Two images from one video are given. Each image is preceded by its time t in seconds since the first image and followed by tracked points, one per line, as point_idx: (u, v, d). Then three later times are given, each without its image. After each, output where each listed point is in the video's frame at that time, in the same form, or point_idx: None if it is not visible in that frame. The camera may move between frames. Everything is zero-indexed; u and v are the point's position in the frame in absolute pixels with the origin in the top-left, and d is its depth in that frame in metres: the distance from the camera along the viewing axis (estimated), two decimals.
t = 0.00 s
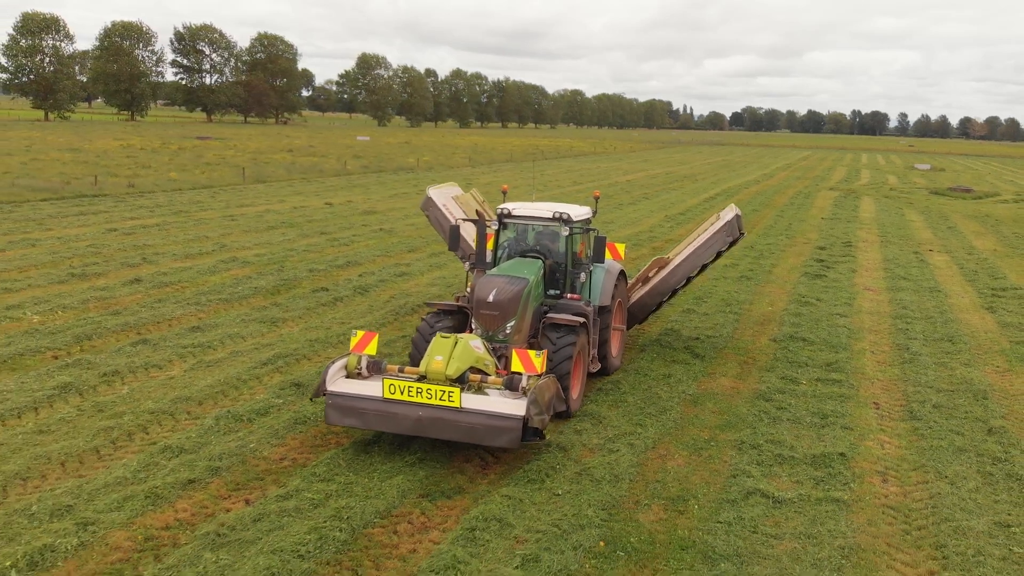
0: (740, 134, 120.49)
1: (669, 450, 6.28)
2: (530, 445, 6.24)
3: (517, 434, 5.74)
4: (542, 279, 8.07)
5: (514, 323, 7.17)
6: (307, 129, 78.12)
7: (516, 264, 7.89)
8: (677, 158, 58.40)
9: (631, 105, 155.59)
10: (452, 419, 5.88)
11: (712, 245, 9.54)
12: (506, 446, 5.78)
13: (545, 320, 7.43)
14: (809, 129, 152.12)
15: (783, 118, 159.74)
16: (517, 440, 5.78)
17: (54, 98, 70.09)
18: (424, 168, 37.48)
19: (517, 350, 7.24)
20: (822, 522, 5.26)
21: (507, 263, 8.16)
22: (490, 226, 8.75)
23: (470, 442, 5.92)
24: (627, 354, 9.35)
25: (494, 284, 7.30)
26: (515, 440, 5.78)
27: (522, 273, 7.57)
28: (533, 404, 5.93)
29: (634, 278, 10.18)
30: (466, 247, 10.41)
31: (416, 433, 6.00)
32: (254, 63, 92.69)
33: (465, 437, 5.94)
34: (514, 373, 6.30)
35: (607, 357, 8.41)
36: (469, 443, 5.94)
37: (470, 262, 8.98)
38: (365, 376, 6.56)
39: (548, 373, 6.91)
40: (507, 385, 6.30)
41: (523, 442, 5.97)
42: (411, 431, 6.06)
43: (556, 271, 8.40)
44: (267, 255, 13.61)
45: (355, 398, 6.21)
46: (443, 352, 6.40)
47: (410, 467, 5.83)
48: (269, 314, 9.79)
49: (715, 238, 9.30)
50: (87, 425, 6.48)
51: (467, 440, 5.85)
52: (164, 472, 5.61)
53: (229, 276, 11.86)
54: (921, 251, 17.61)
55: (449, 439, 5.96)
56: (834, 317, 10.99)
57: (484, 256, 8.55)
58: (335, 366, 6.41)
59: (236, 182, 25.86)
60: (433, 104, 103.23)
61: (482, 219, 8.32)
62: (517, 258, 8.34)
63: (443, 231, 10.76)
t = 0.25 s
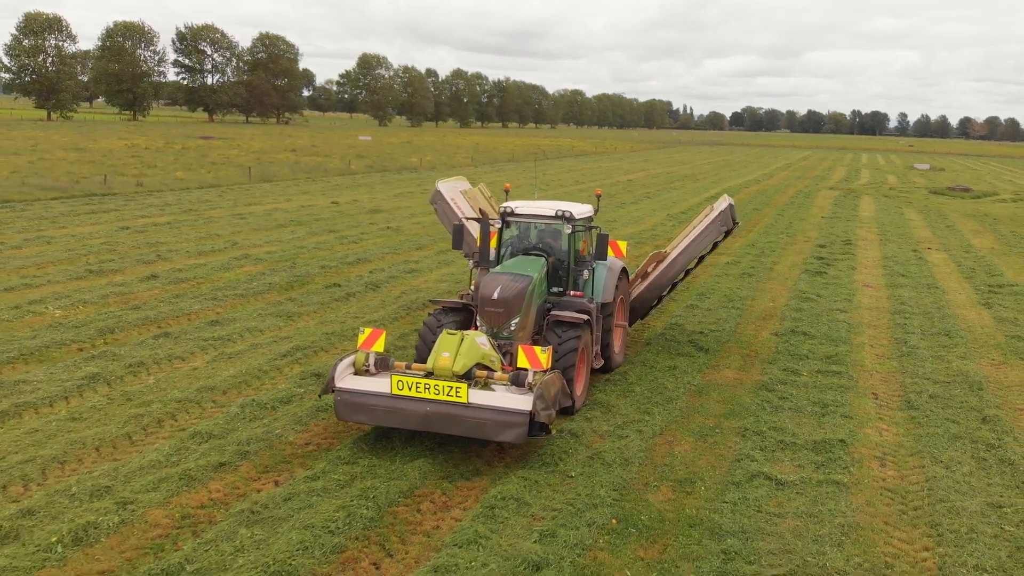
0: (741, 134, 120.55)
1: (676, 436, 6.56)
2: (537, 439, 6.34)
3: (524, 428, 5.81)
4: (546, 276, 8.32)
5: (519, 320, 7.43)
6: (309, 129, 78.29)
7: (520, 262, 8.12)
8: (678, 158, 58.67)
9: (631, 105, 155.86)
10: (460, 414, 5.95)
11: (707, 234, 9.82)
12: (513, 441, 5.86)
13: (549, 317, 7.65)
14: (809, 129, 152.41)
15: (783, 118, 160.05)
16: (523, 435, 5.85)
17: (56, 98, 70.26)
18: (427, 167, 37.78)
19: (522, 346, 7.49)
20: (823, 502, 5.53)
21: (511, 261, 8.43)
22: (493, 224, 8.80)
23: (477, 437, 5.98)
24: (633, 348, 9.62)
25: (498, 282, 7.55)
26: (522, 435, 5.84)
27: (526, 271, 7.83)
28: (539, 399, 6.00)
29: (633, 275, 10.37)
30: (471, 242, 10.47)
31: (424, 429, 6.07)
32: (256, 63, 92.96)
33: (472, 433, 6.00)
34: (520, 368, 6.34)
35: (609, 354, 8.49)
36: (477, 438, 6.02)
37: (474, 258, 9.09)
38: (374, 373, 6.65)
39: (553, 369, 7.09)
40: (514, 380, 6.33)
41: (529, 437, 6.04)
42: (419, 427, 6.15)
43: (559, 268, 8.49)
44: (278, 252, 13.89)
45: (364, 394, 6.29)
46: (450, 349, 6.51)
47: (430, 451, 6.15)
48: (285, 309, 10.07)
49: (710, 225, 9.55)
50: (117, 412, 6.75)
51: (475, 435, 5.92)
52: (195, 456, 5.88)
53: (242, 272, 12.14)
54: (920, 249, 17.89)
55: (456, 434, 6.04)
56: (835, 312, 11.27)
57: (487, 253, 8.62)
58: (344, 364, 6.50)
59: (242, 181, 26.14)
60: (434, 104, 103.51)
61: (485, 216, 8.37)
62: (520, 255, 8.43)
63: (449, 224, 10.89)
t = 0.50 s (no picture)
0: (741, 134, 120.76)
1: (682, 424, 6.86)
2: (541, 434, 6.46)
3: (531, 424, 5.97)
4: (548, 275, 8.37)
5: (523, 318, 7.50)
6: (311, 130, 78.49)
7: (522, 261, 8.20)
8: (679, 157, 58.96)
9: (631, 105, 156.16)
10: (467, 411, 6.08)
11: (702, 225, 10.12)
12: (521, 436, 6.00)
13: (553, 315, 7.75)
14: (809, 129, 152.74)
15: (783, 118, 160.33)
16: (530, 430, 6.00)
17: (59, 98, 70.47)
18: (430, 167, 38.10)
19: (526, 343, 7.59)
20: (823, 484, 5.83)
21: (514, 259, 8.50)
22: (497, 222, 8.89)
23: (484, 433, 6.12)
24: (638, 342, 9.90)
25: (503, 280, 7.59)
26: (529, 430, 6.00)
27: (530, 270, 7.88)
28: (545, 395, 6.15)
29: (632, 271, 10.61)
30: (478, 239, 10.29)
31: (432, 425, 6.20)
32: (258, 63, 93.27)
33: (479, 429, 6.14)
34: (525, 365, 6.56)
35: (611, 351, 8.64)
36: (484, 433, 6.16)
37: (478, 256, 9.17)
38: (381, 371, 6.77)
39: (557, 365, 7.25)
40: (519, 376, 6.54)
41: (536, 432, 6.20)
42: (427, 423, 6.27)
43: (562, 267, 8.58)
44: (289, 250, 14.19)
45: (372, 391, 6.41)
46: (457, 347, 6.77)
47: (448, 438, 6.46)
48: (299, 304, 10.37)
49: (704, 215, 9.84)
50: (146, 400, 7.04)
51: (482, 431, 6.06)
52: (223, 441, 6.16)
53: (256, 269, 12.45)
54: (918, 247, 18.18)
55: (464, 430, 6.17)
56: (834, 308, 11.57)
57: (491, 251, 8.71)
58: (352, 362, 6.61)
59: (249, 181, 26.46)
60: (435, 104, 103.82)
61: (488, 215, 8.45)
62: (523, 254, 8.52)
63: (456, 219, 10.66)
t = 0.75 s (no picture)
0: (741, 134, 120.98)
1: (687, 411, 7.17)
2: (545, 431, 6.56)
3: (536, 420, 6.05)
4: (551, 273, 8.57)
5: (527, 316, 7.70)
6: (312, 129, 78.72)
7: (526, 259, 8.38)
8: (680, 156, 59.24)
9: (631, 105, 156.42)
10: (474, 407, 6.16)
11: (695, 217, 10.42)
12: (526, 432, 6.09)
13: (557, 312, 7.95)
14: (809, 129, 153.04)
15: (783, 118, 160.58)
16: (536, 427, 6.07)
17: (62, 98, 70.69)
18: (433, 167, 38.43)
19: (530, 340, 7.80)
20: (822, 466, 6.14)
21: (517, 257, 8.72)
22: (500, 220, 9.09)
23: (491, 429, 6.21)
24: (643, 336, 10.21)
25: (507, 278, 7.82)
26: (535, 427, 6.08)
27: (533, 268, 8.09)
28: (551, 391, 6.25)
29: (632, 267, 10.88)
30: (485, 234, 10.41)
31: (439, 422, 6.30)
32: (259, 63, 93.57)
33: (486, 425, 6.22)
34: (531, 363, 6.67)
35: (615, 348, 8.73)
36: (491, 430, 6.25)
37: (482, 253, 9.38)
38: (388, 368, 6.85)
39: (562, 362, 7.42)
40: (525, 373, 6.63)
41: (542, 428, 6.31)
42: (435, 419, 6.37)
43: (565, 265, 8.81)
44: (300, 248, 14.51)
45: (380, 388, 6.51)
46: (463, 344, 6.85)
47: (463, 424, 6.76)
48: (314, 299, 10.68)
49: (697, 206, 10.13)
50: (173, 388, 7.35)
51: (489, 427, 6.14)
52: (250, 426, 6.46)
53: (269, 266, 12.78)
54: (917, 245, 18.47)
55: (471, 427, 6.27)
56: (834, 303, 11.89)
57: (495, 249, 8.92)
58: (360, 360, 6.70)
59: (255, 180, 26.78)
60: (436, 104, 104.11)
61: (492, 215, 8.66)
62: (526, 252, 8.74)
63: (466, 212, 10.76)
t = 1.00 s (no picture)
0: (741, 135, 121.20)
1: (691, 401, 7.52)
2: (549, 427, 6.67)
3: (541, 417, 6.16)
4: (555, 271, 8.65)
5: (531, 314, 7.79)
6: (314, 129, 78.99)
7: (529, 258, 8.49)
8: (680, 156, 59.57)
9: (631, 105, 156.73)
10: (479, 404, 6.27)
11: (688, 211, 10.70)
12: (531, 429, 6.20)
13: (560, 311, 8.06)
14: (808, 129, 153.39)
15: (783, 117, 160.92)
16: (540, 424, 6.18)
17: (65, 98, 70.99)
18: (437, 166, 38.78)
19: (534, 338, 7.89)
20: (821, 450, 6.45)
21: (521, 255, 8.90)
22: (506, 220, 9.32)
23: (496, 425, 6.32)
24: (648, 331, 10.53)
25: (512, 277, 7.87)
26: (539, 423, 6.18)
27: (537, 267, 8.18)
28: (555, 389, 6.33)
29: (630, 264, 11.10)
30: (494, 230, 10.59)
31: (445, 418, 6.41)
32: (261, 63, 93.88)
33: (491, 421, 6.33)
34: (535, 361, 6.70)
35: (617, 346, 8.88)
36: (496, 426, 6.36)
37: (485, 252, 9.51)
38: (395, 365, 6.96)
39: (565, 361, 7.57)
40: (529, 371, 6.71)
41: (546, 425, 6.41)
42: (441, 415, 6.49)
43: (568, 264, 9.00)
44: (310, 247, 14.83)
45: (387, 384, 6.62)
46: (468, 342, 6.87)
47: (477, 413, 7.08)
48: (328, 295, 11.01)
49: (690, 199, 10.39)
50: (199, 377, 7.66)
51: (494, 424, 6.26)
52: (275, 413, 6.76)
53: (282, 263, 13.10)
54: (914, 244, 18.81)
55: (476, 423, 6.38)
56: (833, 299, 12.21)
57: (500, 248, 9.11)
58: (367, 356, 6.80)
59: (261, 179, 27.11)
60: (437, 104, 104.46)
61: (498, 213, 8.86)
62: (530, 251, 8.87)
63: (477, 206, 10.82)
